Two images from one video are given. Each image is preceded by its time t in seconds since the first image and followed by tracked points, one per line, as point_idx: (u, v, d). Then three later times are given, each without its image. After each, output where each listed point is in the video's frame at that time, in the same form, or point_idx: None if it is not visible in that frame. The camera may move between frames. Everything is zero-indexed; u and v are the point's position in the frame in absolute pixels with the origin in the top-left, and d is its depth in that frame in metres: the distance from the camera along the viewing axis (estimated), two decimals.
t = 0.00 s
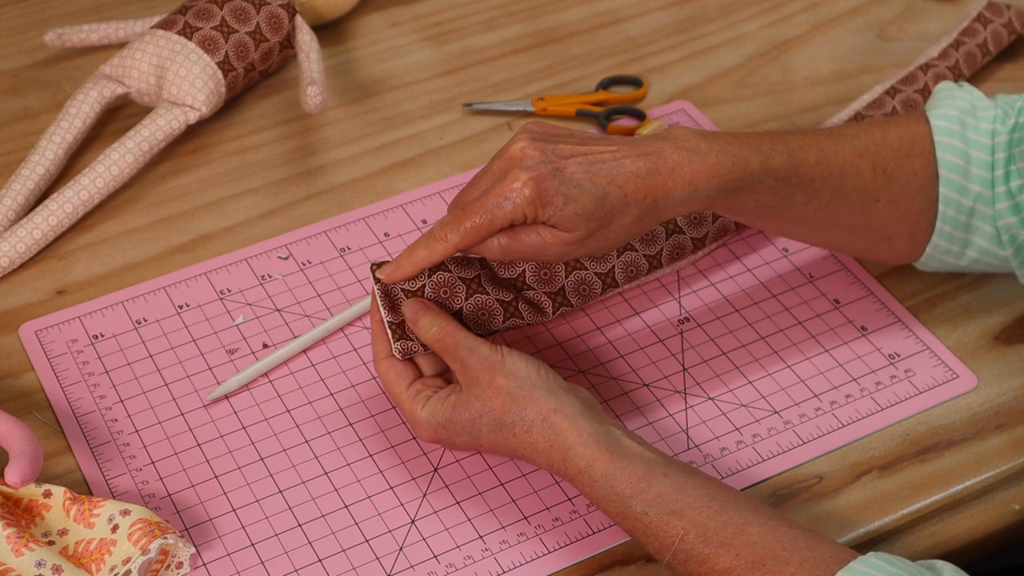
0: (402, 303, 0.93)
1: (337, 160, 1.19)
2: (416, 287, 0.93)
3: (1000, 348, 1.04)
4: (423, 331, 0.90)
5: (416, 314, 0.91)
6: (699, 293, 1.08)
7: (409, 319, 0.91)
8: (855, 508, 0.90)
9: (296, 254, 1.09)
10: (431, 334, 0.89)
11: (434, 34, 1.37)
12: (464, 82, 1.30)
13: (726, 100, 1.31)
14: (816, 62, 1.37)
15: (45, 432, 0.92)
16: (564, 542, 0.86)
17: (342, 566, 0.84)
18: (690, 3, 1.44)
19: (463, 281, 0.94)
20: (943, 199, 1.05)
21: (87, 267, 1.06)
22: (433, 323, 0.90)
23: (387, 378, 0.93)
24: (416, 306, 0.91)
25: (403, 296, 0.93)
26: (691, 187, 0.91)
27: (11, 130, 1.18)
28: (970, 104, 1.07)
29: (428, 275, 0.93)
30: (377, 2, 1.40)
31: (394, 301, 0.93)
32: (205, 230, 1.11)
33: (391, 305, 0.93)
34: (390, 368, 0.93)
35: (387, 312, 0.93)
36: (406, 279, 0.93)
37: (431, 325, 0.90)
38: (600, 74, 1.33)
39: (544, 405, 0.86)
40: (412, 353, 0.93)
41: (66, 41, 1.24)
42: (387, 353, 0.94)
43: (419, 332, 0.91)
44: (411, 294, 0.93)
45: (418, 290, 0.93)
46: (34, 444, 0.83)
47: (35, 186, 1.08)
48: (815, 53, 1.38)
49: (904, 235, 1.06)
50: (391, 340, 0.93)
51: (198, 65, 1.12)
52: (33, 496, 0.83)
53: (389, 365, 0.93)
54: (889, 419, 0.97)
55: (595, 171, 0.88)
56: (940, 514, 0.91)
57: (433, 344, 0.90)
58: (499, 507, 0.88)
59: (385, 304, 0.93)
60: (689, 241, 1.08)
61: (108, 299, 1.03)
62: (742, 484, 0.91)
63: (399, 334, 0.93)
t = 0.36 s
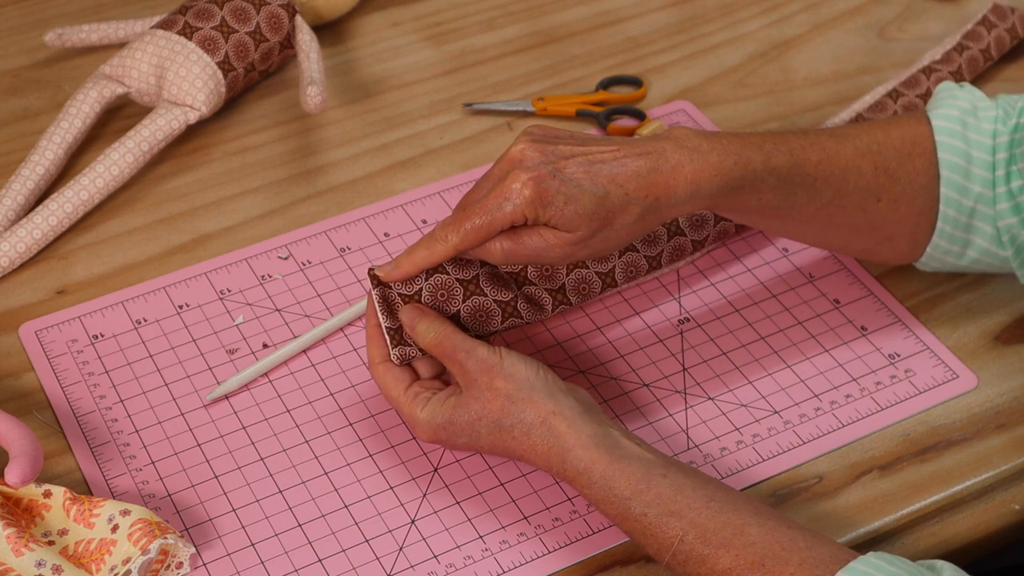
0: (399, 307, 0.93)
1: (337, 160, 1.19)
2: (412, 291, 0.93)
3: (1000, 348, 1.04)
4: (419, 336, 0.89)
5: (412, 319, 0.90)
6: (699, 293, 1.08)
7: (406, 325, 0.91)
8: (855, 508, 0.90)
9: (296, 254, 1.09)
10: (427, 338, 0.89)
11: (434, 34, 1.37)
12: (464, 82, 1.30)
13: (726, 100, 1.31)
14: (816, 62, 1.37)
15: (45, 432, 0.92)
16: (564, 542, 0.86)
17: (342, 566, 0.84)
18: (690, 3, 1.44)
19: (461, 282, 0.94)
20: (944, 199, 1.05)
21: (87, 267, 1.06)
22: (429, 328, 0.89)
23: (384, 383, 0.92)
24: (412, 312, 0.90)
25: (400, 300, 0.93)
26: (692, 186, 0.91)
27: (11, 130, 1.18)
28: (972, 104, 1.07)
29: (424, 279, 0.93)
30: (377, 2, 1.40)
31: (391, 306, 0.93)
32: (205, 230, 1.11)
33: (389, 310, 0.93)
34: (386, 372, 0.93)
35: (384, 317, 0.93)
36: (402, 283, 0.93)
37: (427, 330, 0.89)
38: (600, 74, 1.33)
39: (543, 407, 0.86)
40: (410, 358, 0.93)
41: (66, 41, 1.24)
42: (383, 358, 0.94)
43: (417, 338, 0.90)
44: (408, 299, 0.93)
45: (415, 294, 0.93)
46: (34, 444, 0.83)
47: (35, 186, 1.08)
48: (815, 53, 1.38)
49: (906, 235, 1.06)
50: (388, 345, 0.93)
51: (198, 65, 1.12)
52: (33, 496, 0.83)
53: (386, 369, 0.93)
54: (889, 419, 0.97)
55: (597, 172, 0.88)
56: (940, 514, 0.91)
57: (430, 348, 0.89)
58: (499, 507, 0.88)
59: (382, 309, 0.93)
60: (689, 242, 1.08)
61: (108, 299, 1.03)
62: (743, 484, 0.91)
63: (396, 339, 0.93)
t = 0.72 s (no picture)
0: (397, 310, 0.93)
1: (337, 160, 1.19)
2: (408, 293, 0.93)
3: (1000, 348, 1.04)
4: (418, 339, 0.90)
5: (410, 322, 0.91)
6: (699, 293, 1.08)
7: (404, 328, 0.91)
8: (855, 508, 0.90)
9: (296, 254, 1.09)
10: (425, 341, 0.89)
11: (434, 34, 1.37)
12: (464, 82, 1.30)
13: (726, 100, 1.31)
14: (815, 62, 1.37)
15: (45, 432, 0.92)
16: (564, 542, 0.86)
17: (342, 566, 0.84)
18: (690, 3, 1.44)
19: (457, 283, 0.94)
20: (945, 199, 1.05)
21: (87, 267, 1.06)
22: (428, 330, 0.89)
23: (381, 387, 0.92)
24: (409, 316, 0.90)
25: (397, 303, 0.93)
26: (695, 185, 0.91)
27: (11, 130, 1.18)
28: (974, 104, 1.07)
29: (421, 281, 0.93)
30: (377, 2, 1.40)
31: (388, 309, 0.93)
32: (205, 230, 1.11)
33: (386, 313, 0.93)
34: (383, 376, 0.93)
35: (381, 320, 0.93)
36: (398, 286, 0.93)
37: (425, 333, 0.89)
38: (600, 74, 1.33)
39: (542, 409, 0.86)
40: (407, 361, 0.93)
41: (66, 41, 1.24)
42: (380, 361, 0.94)
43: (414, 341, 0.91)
44: (405, 301, 0.93)
45: (411, 296, 0.93)
46: (34, 444, 0.83)
47: (35, 186, 1.08)
48: (815, 53, 1.38)
49: (906, 235, 1.06)
50: (386, 348, 0.93)
51: (198, 65, 1.12)
52: (33, 496, 0.83)
53: (383, 373, 0.93)
54: (889, 419, 0.97)
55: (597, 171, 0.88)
56: (940, 514, 0.91)
57: (427, 351, 0.89)
58: (499, 507, 0.88)
59: (379, 313, 0.93)
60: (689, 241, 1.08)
61: (108, 299, 1.03)
62: (742, 484, 0.91)
63: (393, 343, 0.93)
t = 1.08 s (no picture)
0: (383, 318, 0.92)
1: (337, 160, 1.19)
2: (396, 302, 0.93)
3: (1000, 348, 1.04)
4: (405, 348, 0.89)
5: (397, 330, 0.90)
6: (699, 293, 1.08)
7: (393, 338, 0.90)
8: (856, 507, 0.90)
9: (296, 254, 1.09)
10: (413, 350, 0.89)
11: (434, 34, 1.37)
12: (464, 82, 1.30)
13: (726, 100, 1.31)
14: (815, 63, 1.37)
15: (45, 432, 0.92)
16: (564, 542, 0.86)
17: (342, 566, 0.84)
18: (690, 3, 1.44)
19: (444, 291, 0.94)
20: (948, 197, 1.05)
21: (87, 267, 1.06)
22: (416, 339, 0.89)
23: (372, 399, 0.92)
24: (396, 324, 0.90)
25: (383, 313, 0.93)
26: (699, 175, 0.91)
27: (11, 130, 1.18)
28: (979, 103, 1.06)
29: (407, 289, 0.93)
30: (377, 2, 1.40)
31: (375, 319, 0.92)
32: (204, 230, 1.11)
33: (373, 323, 0.92)
34: (373, 389, 0.92)
35: (368, 330, 0.92)
36: (384, 294, 0.93)
37: (414, 341, 0.89)
38: (600, 74, 1.33)
39: (537, 412, 0.86)
40: (395, 371, 0.92)
41: (66, 41, 1.24)
42: (368, 374, 0.93)
43: (402, 351, 0.90)
44: (392, 310, 0.93)
45: (398, 305, 0.93)
46: (34, 444, 0.83)
47: (35, 186, 1.08)
48: (815, 53, 1.38)
49: (909, 232, 1.06)
50: (372, 359, 0.92)
51: (198, 65, 1.12)
52: (34, 496, 0.83)
53: (372, 386, 0.92)
54: (888, 419, 0.97)
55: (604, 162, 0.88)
56: (940, 514, 0.91)
57: (416, 359, 0.89)
58: (499, 507, 0.88)
59: (366, 323, 0.92)
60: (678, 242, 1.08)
61: (108, 299, 1.03)
62: (742, 484, 0.91)
63: (381, 353, 0.92)
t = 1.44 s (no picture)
0: (345, 341, 0.89)
1: (337, 160, 1.19)
2: (357, 324, 0.90)
3: (1000, 348, 1.04)
4: (369, 369, 0.86)
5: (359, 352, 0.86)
6: (699, 293, 1.08)
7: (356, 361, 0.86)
8: (855, 507, 0.90)
9: (296, 254, 1.09)
10: (379, 371, 0.85)
11: (434, 34, 1.37)
12: (464, 82, 1.30)
13: (726, 100, 1.31)
14: (815, 63, 1.37)
15: (45, 432, 0.92)
16: (564, 541, 0.86)
17: (342, 567, 0.84)
18: (690, 3, 1.44)
19: (405, 312, 0.92)
20: (1008, 179, 1.01)
21: (87, 267, 1.06)
22: (380, 358, 0.85)
23: (339, 427, 0.88)
24: (359, 345, 0.86)
25: (346, 336, 0.90)
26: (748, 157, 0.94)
27: (11, 130, 1.18)
28: None
29: (369, 311, 0.91)
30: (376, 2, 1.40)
31: (337, 342, 0.89)
32: (205, 230, 1.11)
33: (335, 346, 0.89)
34: (340, 415, 0.89)
35: (330, 354, 0.89)
36: (346, 316, 0.90)
37: (378, 361, 0.85)
38: (600, 74, 1.33)
39: (513, 424, 0.85)
40: (358, 396, 0.89)
41: (66, 41, 1.24)
42: (333, 403, 0.89)
43: (366, 373, 0.86)
44: (353, 333, 0.90)
45: (360, 327, 0.90)
46: (34, 444, 0.83)
47: (35, 186, 1.08)
48: (815, 53, 1.38)
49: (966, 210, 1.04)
50: (335, 385, 0.89)
51: (198, 65, 1.12)
52: (33, 496, 0.83)
53: (339, 413, 0.89)
54: (888, 419, 0.97)
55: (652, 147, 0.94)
56: (940, 514, 0.91)
57: (383, 380, 0.85)
58: (499, 507, 0.88)
59: (329, 346, 0.89)
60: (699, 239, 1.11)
61: (108, 299, 1.03)
62: (742, 484, 0.91)
63: (343, 378, 0.88)
